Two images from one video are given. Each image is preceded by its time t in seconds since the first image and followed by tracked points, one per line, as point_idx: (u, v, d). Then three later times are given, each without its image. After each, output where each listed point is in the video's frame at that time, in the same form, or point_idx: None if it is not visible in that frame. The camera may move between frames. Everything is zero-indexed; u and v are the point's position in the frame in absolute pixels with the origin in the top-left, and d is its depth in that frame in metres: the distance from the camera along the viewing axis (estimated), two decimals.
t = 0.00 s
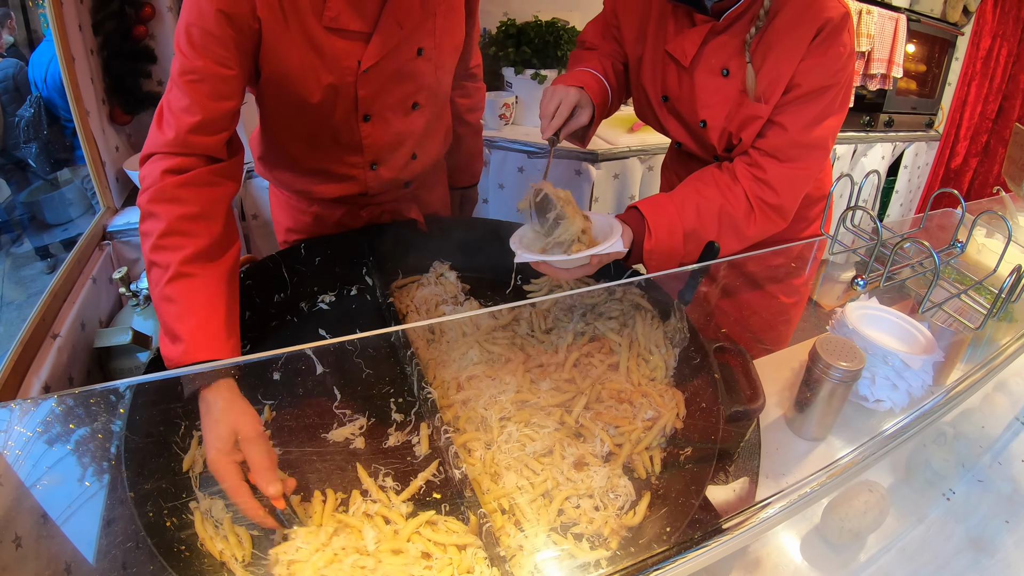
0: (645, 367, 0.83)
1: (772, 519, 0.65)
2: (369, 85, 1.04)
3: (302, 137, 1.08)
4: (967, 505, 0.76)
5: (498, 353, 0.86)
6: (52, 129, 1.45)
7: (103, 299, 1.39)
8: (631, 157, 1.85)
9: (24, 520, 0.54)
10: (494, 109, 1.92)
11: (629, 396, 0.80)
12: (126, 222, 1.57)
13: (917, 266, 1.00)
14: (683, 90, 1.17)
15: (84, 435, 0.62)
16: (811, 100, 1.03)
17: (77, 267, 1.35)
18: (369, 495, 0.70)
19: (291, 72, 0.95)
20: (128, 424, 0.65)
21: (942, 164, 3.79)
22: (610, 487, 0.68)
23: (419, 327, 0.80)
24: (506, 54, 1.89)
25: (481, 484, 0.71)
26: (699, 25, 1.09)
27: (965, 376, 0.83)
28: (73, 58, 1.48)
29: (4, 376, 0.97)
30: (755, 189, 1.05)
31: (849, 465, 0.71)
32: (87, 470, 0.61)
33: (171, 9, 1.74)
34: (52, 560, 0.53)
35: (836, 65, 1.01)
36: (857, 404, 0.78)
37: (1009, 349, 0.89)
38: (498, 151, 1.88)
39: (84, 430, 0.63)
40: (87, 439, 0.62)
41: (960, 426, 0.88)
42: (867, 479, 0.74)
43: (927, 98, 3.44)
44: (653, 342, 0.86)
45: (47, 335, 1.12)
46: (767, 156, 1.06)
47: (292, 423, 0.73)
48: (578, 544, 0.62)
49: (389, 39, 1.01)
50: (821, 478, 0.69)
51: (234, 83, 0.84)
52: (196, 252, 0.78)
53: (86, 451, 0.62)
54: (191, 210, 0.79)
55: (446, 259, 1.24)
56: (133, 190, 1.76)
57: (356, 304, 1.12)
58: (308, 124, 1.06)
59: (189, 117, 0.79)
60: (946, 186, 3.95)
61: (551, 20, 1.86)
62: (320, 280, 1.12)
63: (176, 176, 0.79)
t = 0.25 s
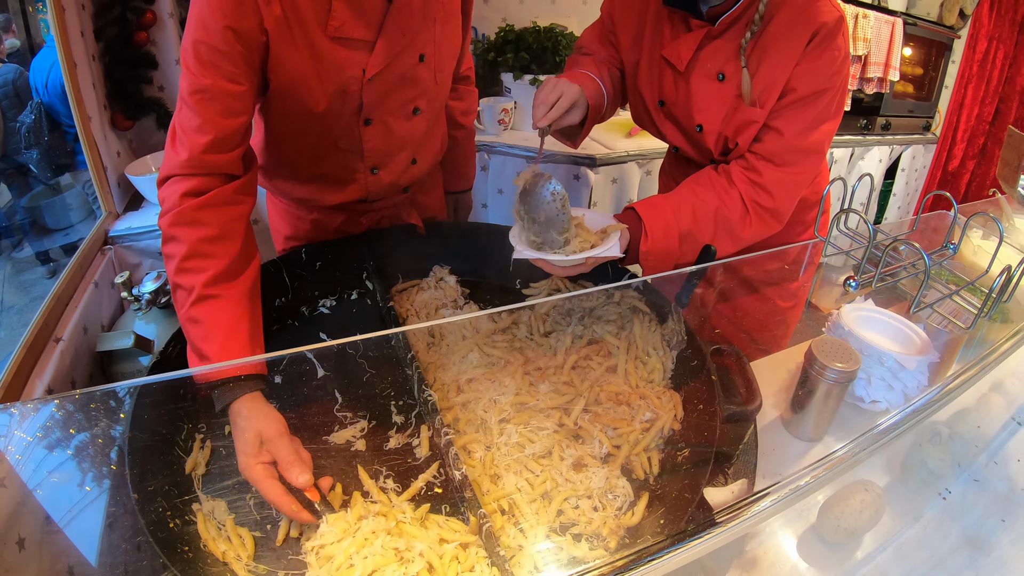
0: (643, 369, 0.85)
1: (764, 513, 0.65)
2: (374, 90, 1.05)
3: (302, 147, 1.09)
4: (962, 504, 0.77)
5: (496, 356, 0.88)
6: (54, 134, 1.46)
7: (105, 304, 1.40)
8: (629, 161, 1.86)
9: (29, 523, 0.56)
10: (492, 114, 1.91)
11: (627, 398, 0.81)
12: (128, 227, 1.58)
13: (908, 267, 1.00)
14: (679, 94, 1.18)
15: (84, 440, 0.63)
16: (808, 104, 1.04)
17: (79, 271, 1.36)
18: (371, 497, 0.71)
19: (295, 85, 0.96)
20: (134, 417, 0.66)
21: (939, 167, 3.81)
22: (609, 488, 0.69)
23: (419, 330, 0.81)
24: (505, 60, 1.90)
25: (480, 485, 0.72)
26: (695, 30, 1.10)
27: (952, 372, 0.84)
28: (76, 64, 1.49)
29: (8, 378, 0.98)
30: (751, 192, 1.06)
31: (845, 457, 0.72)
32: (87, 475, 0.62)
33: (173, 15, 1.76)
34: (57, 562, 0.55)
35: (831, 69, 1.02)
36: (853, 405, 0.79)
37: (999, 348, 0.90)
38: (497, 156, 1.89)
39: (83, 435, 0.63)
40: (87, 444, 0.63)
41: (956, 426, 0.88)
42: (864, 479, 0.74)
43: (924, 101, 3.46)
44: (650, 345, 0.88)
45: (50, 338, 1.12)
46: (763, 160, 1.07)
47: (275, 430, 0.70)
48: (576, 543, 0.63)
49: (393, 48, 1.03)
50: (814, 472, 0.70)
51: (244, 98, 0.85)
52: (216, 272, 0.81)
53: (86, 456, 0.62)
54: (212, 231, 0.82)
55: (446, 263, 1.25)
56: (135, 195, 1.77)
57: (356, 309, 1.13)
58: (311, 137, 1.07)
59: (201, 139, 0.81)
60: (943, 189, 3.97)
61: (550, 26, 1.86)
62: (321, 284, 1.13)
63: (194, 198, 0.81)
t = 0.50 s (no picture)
0: (642, 373, 0.86)
1: (759, 509, 0.67)
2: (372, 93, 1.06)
3: (306, 149, 1.10)
4: (959, 504, 0.78)
5: (497, 360, 0.88)
6: (55, 140, 1.47)
7: (108, 308, 1.41)
8: (628, 167, 1.87)
9: (30, 526, 0.57)
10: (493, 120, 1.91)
11: (626, 401, 0.82)
12: (129, 232, 1.59)
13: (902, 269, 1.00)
14: (678, 100, 1.19)
15: (84, 445, 0.64)
16: (807, 108, 1.05)
17: (82, 275, 1.37)
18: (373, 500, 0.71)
19: (297, 84, 0.97)
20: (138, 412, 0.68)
21: (937, 170, 3.82)
22: (607, 490, 0.70)
23: (418, 333, 0.82)
24: (504, 66, 1.93)
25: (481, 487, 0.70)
26: (694, 36, 1.11)
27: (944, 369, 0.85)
28: (79, 70, 1.51)
29: (11, 381, 0.99)
30: (750, 197, 1.07)
31: (840, 452, 0.74)
32: (87, 480, 0.63)
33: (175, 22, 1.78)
34: (58, 563, 0.56)
35: (830, 74, 1.02)
36: (850, 407, 0.80)
37: (992, 348, 0.91)
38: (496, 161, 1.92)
39: (82, 440, 0.65)
40: (87, 449, 0.64)
41: (954, 426, 0.88)
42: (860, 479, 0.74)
43: (921, 105, 3.47)
44: (649, 349, 0.88)
45: (53, 342, 1.13)
46: (762, 164, 1.08)
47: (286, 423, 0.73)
48: (577, 545, 0.64)
49: (393, 46, 1.03)
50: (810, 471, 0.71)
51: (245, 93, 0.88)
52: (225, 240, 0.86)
53: (85, 461, 0.64)
54: (218, 208, 0.87)
55: (446, 268, 1.26)
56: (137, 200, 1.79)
57: (357, 313, 1.12)
58: (310, 135, 1.08)
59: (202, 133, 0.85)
60: (941, 192, 3.98)
61: (549, 32, 1.88)
62: (322, 289, 1.13)
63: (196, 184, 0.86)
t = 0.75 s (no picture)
0: (639, 375, 0.87)
1: (755, 503, 0.67)
2: (368, 93, 1.06)
3: (306, 150, 1.11)
4: (955, 503, 0.79)
5: (495, 364, 0.84)
6: (58, 144, 1.48)
7: (110, 312, 1.42)
8: (626, 172, 1.89)
9: (34, 526, 0.56)
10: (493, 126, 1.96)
11: (624, 403, 0.83)
12: (132, 236, 1.60)
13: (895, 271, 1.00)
14: (677, 105, 1.20)
15: (84, 450, 0.64)
16: (804, 116, 1.06)
17: (85, 279, 1.39)
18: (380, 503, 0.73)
19: (294, 80, 0.98)
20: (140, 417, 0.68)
21: (934, 174, 3.84)
22: (606, 490, 0.71)
23: (417, 333, 0.78)
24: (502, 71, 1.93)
25: (481, 488, 0.72)
26: (694, 41, 1.13)
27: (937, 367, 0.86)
28: (82, 75, 1.53)
29: (15, 383, 1.00)
30: (748, 203, 1.08)
31: (832, 446, 0.73)
32: (86, 485, 0.63)
33: (177, 28, 1.80)
34: (60, 564, 0.55)
35: (827, 81, 1.05)
36: (846, 408, 0.80)
37: (983, 347, 0.92)
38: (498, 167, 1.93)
39: (81, 445, 0.64)
40: (86, 454, 0.64)
41: (949, 424, 0.89)
42: (857, 479, 0.75)
43: (918, 109, 3.49)
44: (646, 351, 0.90)
45: (57, 345, 1.14)
46: (759, 170, 1.09)
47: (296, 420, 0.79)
48: (574, 544, 0.64)
49: (387, 48, 1.03)
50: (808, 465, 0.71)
51: (251, 83, 0.93)
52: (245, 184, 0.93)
53: (84, 466, 0.64)
54: (234, 168, 0.93)
55: (446, 273, 1.27)
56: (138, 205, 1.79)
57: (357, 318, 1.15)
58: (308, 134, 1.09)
59: (213, 118, 0.90)
60: (938, 196, 4.00)
61: (547, 39, 1.91)
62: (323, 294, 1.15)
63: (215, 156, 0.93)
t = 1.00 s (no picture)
0: (637, 378, 0.87)
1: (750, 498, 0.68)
2: (372, 89, 1.08)
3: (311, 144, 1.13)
4: (951, 504, 0.81)
5: (495, 367, 0.89)
6: (58, 149, 1.48)
7: (112, 315, 1.43)
8: (625, 177, 1.91)
9: (38, 529, 0.57)
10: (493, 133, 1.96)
11: (622, 405, 0.83)
12: (134, 241, 1.62)
13: (889, 275, 1.00)
14: (678, 108, 1.20)
15: (83, 453, 0.65)
16: (805, 122, 1.08)
17: (87, 283, 1.39)
18: (383, 504, 0.74)
19: (301, 71, 1.03)
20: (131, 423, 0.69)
21: (932, 178, 3.86)
22: (604, 492, 0.72)
23: (420, 339, 0.83)
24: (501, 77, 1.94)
25: (481, 489, 0.74)
26: (697, 46, 1.13)
27: (932, 369, 0.87)
28: (83, 81, 1.56)
29: (18, 386, 1.01)
30: (750, 207, 1.09)
31: (825, 443, 0.75)
32: (85, 489, 0.63)
33: (179, 34, 1.82)
34: (64, 566, 0.55)
35: (829, 88, 1.05)
36: (841, 410, 0.81)
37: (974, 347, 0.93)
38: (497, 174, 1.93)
39: (81, 449, 0.65)
40: (86, 457, 0.65)
41: (946, 425, 0.90)
42: (851, 480, 0.76)
43: (917, 113, 3.51)
44: (645, 355, 0.90)
45: (59, 348, 1.15)
46: (763, 175, 1.10)
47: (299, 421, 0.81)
48: (573, 543, 0.65)
49: (392, 47, 1.05)
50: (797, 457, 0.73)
51: (258, 74, 1.02)
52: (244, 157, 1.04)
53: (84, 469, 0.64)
54: (241, 145, 1.05)
55: (446, 277, 1.28)
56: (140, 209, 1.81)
57: (359, 321, 1.18)
58: (316, 128, 1.11)
59: (221, 102, 1.02)
60: (937, 200, 4.02)
61: (546, 45, 1.94)
62: (326, 298, 1.16)
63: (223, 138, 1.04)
